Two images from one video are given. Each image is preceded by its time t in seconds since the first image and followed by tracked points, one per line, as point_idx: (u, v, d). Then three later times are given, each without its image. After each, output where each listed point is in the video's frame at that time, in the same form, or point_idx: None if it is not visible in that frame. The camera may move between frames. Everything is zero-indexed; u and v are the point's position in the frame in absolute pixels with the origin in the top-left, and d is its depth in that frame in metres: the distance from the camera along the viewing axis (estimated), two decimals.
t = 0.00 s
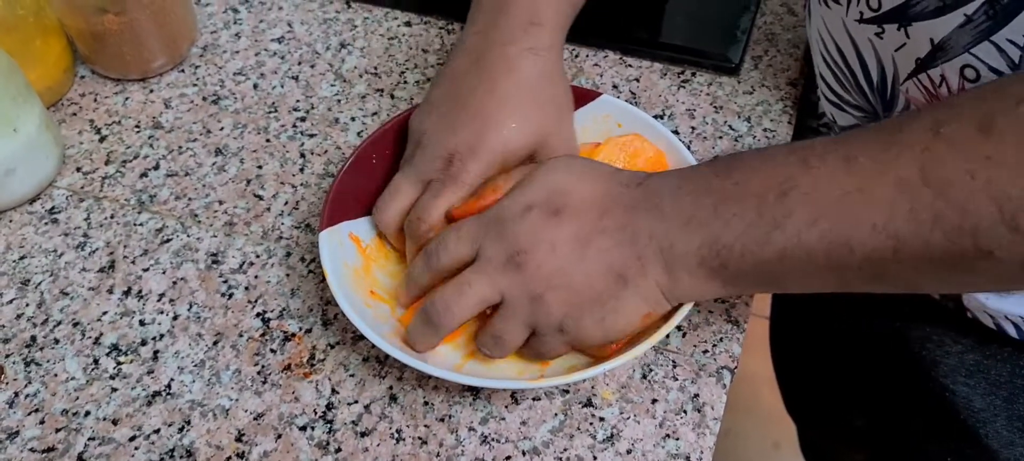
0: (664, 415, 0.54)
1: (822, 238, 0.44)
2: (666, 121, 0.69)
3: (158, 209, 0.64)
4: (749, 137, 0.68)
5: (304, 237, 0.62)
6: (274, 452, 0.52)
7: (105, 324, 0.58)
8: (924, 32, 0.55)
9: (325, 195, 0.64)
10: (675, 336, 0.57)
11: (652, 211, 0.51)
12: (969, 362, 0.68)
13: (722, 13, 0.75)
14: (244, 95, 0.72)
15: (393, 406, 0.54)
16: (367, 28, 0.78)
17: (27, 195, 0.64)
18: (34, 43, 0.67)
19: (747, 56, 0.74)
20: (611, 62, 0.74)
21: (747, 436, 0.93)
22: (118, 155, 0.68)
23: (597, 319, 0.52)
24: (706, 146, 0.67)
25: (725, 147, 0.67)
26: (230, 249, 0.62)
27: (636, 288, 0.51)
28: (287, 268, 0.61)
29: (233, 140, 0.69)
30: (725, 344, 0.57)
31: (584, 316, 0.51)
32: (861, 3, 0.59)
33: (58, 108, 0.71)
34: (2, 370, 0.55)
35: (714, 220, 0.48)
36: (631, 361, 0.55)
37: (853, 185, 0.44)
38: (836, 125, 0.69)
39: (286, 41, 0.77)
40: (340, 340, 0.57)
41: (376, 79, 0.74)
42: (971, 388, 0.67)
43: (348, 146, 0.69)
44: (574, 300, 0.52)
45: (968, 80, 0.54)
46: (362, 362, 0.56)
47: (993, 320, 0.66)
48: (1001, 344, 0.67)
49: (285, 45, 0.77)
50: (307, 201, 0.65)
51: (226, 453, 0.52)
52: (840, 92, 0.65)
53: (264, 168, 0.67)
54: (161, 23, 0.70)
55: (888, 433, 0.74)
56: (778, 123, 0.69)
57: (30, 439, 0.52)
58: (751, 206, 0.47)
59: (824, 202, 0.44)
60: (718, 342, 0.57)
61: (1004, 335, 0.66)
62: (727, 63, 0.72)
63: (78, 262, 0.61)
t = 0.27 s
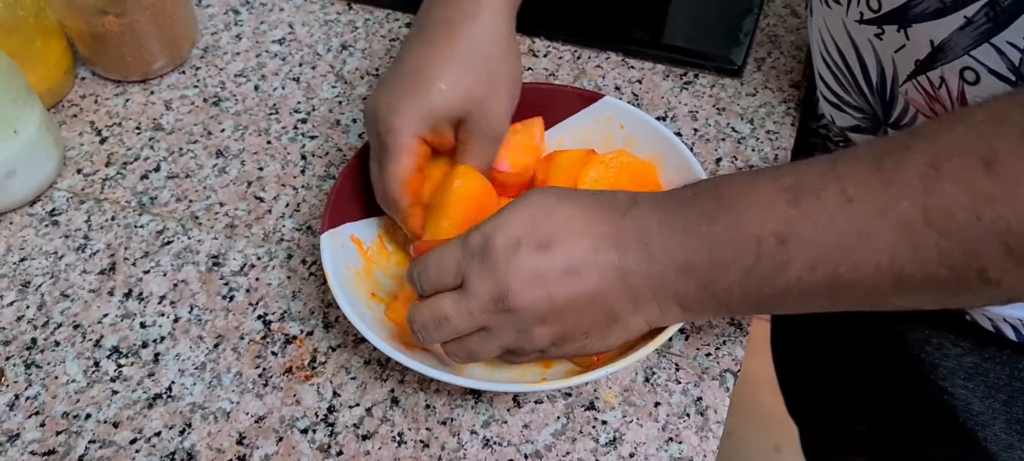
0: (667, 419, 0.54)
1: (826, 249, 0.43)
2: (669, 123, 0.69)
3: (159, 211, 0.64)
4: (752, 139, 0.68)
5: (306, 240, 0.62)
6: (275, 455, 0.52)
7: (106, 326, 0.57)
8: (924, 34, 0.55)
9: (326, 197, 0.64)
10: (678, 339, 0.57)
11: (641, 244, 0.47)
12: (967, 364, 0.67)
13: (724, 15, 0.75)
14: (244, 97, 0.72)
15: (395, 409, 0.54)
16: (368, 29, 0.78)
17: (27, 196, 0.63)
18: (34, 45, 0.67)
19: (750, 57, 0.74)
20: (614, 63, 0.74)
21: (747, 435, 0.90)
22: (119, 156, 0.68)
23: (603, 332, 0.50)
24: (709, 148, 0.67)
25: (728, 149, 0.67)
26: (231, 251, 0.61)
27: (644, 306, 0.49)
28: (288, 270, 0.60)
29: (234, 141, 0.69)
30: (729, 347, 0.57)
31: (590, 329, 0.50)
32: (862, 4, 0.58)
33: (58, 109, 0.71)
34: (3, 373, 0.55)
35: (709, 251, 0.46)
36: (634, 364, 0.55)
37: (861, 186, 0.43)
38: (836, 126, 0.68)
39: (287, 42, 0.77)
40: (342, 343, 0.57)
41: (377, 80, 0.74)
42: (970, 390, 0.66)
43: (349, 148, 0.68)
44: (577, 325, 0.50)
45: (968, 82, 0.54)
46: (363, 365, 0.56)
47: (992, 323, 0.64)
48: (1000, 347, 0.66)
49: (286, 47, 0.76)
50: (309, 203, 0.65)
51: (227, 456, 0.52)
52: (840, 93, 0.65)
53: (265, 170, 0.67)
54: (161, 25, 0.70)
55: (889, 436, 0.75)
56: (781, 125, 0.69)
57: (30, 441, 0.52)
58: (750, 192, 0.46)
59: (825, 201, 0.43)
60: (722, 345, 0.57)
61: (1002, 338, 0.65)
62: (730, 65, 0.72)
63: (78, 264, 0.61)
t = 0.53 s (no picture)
0: (668, 421, 0.53)
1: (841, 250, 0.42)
2: (669, 124, 0.69)
3: (158, 212, 0.64)
4: (753, 140, 0.68)
5: (305, 241, 0.62)
6: (275, 457, 0.51)
7: (104, 328, 0.57)
8: (919, 40, 0.55)
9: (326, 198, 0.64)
10: (679, 340, 0.57)
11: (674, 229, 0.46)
12: (964, 367, 0.67)
13: (724, 17, 0.75)
14: (244, 97, 0.72)
15: (395, 411, 0.53)
16: (368, 29, 0.78)
17: (25, 197, 0.63)
18: (32, 44, 0.66)
19: (751, 59, 0.73)
20: (614, 64, 0.74)
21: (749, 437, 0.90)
22: (117, 157, 0.67)
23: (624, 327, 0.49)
24: (709, 150, 0.67)
25: (729, 151, 0.67)
26: (231, 252, 0.61)
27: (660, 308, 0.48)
28: (288, 271, 0.60)
29: (233, 142, 0.69)
30: (730, 349, 0.57)
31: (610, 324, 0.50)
32: (858, 9, 0.58)
33: (56, 109, 0.70)
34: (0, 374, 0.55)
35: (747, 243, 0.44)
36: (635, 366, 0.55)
37: (859, 184, 0.43)
38: (831, 129, 0.67)
39: (287, 43, 0.77)
40: (341, 344, 0.56)
41: (377, 81, 0.73)
42: (967, 393, 0.67)
43: (349, 148, 0.68)
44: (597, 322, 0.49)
45: (961, 89, 0.54)
46: (363, 367, 0.55)
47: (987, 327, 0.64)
48: (995, 350, 0.66)
49: (286, 47, 0.76)
50: (309, 204, 0.64)
51: (226, 458, 0.51)
52: (835, 96, 0.64)
53: (265, 171, 0.67)
54: (160, 25, 0.69)
55: (887, 435, 0.74)
56: (782, 127, 0.69)
57: (28, 443, 0.52)
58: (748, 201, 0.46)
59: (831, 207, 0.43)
60: (723, 347, 0.57)
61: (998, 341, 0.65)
62: (730, 66, 0.72)
63: (77, 265, 0.60)
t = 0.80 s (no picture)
0: (668, 421, 0.53)
1: (862, 243, 0.41)
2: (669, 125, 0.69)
3: (157, 212, 0.64)
4: (753, 141, 0.68)
5: (305, 241, 0.62)
6: (274, 458, 0.51)
7: (103, 328, 0.57)
8: (922, 47, 0.54)
9: (326, 198, 0.64)
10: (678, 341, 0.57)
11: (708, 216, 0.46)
12: (966, 371, 0.68)
13: (724, 17, 0.75)
14: (243, 97, 0.72)
15: (394, 411, 0.53)
16: (367, 30, 0.77)
17: (25, 197, 0.63)
18: (31, 44, 0.66)
19: (750, 59, 0.73)
20: (614, 64, 0.74)
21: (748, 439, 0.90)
22: (117, 157, 0.67)
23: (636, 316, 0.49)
24: (709, 150, 0.67)
25: (729, 151, 0.67)
26: (230, 252, 0.61)
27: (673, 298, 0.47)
28: (287, 271, 0.60)
29: (232, 142, 0.69)
30: (729, 349, 0.57)
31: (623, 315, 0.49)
32: (860, 15, 0.58)
33: (56, 109, 0.70)
34: None
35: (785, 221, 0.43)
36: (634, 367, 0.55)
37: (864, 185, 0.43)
38: (836, 134, 0.67)
39: (286, 43, 0.77)
40: (341, 345, 0.56)
41: (377, 81, 0.73)
42: (968, 396, 0.68)
43: (349, 149, 0.68)
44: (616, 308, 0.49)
45: (966, 95, 0.54)
46: (362, 367, 0.55)
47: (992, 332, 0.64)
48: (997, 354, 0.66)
49: (285, 47, 0.76)
50: (308, 204, 0.64)
51: (225, 458, 0.51)
52: (840, 102, 0.64)
53: (264, 171, 0.67)
54: (160, 25, 0.69)
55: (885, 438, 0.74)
56: (782, 127, 0.69)
57: (27, 443, 0.52)
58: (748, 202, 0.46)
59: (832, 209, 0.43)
60: (722, 347, 0.57)
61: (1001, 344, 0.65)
62: (730, 66, 0.72)
63: (76, 265, 0.60)
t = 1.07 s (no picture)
0: (668, 425, 0.53)
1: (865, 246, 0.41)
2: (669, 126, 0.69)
3: (154, 213, 0.63)
4: (753, 143, 0.67)
5: (303, 242, 0.62)
6: None
7: (100, 330, 0.57)
8: (926, 44, 0.54)
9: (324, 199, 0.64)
10: (678, 343, 0.57)
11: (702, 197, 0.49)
12: (969, 375, 0.67)
13: (725, 18, 0.75)
14: (242, 97, 0.72)
15: (392, 414, 0.53)
16: (367, 30, 0.77)
17: (21, 198, 0.63)
18: (28, 44, 0.66)
19: (751, 60, 0.73)
20: (614, 65, 0.74)
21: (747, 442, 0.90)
22: (114, 157, 0.67)
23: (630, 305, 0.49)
24: (709, 152, 0.67)
25: (729, 153, 0.67)
26: (227, 253, 0.61)
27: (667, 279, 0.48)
28: (285, 272, 0.60)
29: (230, 143, 0.68)
30: (730, 352, 0.56)
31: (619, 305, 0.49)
32: (863, 14, 0.58)
33: (53, 109, 0.70)
34: None
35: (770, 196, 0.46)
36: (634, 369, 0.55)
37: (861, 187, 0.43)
38: (837, 135, 0.67)
39: (285, 43, 0.76)
40: (339, 347, 0.56)
41: (376, 82, 0.73)
42: (970, 399, 0.67)
43: (348, 150, 0.68)
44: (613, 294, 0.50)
45: (971, 92, 0.54)
46: (361, 369, 0.55)
47: (993, 332, 0.63)
48: (1001, 358, 0.66)
49: (284, 47, 0.76)
50: (306, 205, 0.64)
51: None
52: (841, 103, 0.64)
53: (262, 172, 0.66)
54: (157, 25, 0.69)
55: (886, 437, 0.73)
56: (782, 129, 0.68)
57: (22, 446, 0.51)
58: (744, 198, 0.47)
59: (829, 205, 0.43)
60: (723, 350, 0.56)
61: (1005, 349, 0.65)
62: (731, 68, 0.72)
63: (72, 267, 0.60)
